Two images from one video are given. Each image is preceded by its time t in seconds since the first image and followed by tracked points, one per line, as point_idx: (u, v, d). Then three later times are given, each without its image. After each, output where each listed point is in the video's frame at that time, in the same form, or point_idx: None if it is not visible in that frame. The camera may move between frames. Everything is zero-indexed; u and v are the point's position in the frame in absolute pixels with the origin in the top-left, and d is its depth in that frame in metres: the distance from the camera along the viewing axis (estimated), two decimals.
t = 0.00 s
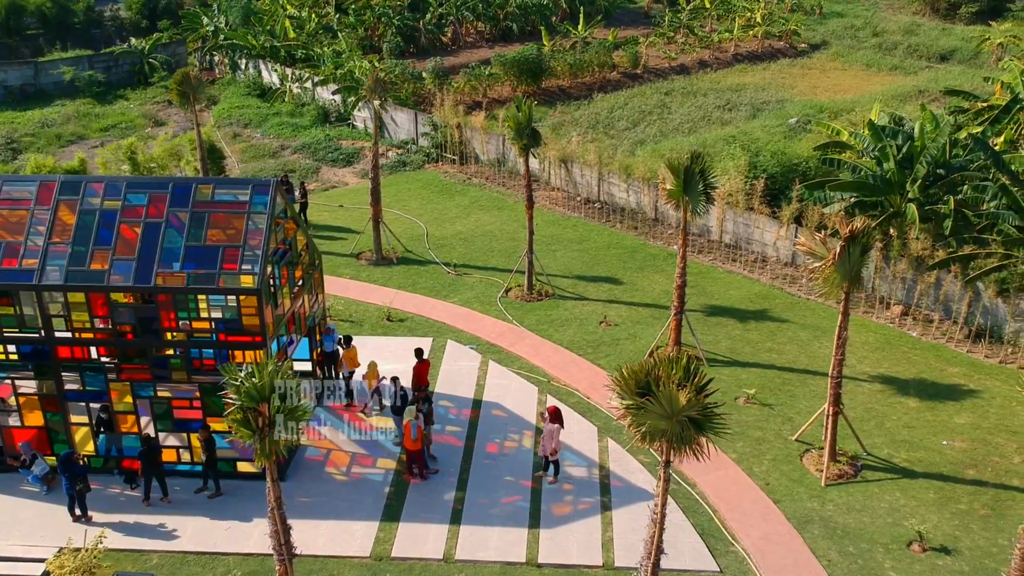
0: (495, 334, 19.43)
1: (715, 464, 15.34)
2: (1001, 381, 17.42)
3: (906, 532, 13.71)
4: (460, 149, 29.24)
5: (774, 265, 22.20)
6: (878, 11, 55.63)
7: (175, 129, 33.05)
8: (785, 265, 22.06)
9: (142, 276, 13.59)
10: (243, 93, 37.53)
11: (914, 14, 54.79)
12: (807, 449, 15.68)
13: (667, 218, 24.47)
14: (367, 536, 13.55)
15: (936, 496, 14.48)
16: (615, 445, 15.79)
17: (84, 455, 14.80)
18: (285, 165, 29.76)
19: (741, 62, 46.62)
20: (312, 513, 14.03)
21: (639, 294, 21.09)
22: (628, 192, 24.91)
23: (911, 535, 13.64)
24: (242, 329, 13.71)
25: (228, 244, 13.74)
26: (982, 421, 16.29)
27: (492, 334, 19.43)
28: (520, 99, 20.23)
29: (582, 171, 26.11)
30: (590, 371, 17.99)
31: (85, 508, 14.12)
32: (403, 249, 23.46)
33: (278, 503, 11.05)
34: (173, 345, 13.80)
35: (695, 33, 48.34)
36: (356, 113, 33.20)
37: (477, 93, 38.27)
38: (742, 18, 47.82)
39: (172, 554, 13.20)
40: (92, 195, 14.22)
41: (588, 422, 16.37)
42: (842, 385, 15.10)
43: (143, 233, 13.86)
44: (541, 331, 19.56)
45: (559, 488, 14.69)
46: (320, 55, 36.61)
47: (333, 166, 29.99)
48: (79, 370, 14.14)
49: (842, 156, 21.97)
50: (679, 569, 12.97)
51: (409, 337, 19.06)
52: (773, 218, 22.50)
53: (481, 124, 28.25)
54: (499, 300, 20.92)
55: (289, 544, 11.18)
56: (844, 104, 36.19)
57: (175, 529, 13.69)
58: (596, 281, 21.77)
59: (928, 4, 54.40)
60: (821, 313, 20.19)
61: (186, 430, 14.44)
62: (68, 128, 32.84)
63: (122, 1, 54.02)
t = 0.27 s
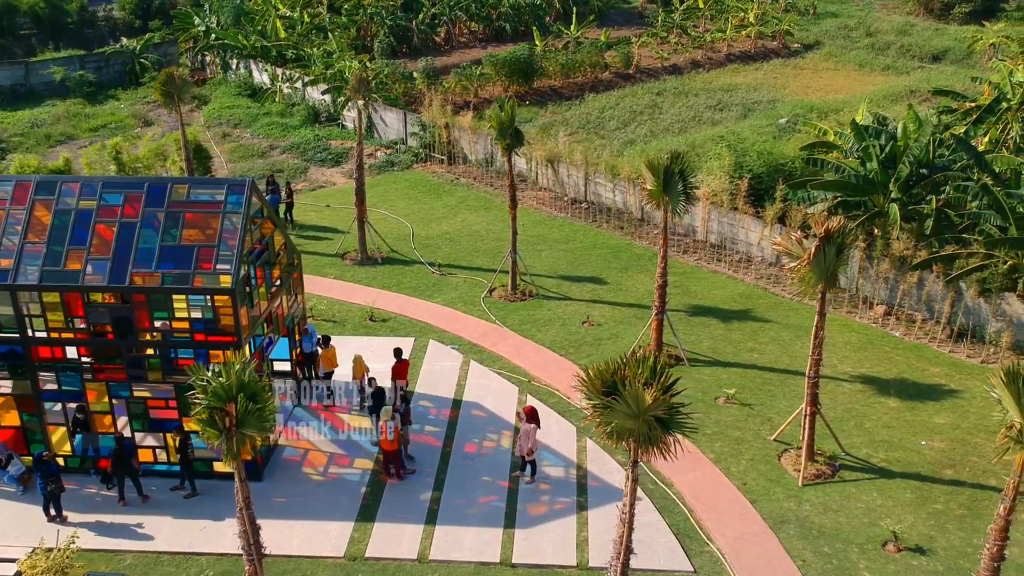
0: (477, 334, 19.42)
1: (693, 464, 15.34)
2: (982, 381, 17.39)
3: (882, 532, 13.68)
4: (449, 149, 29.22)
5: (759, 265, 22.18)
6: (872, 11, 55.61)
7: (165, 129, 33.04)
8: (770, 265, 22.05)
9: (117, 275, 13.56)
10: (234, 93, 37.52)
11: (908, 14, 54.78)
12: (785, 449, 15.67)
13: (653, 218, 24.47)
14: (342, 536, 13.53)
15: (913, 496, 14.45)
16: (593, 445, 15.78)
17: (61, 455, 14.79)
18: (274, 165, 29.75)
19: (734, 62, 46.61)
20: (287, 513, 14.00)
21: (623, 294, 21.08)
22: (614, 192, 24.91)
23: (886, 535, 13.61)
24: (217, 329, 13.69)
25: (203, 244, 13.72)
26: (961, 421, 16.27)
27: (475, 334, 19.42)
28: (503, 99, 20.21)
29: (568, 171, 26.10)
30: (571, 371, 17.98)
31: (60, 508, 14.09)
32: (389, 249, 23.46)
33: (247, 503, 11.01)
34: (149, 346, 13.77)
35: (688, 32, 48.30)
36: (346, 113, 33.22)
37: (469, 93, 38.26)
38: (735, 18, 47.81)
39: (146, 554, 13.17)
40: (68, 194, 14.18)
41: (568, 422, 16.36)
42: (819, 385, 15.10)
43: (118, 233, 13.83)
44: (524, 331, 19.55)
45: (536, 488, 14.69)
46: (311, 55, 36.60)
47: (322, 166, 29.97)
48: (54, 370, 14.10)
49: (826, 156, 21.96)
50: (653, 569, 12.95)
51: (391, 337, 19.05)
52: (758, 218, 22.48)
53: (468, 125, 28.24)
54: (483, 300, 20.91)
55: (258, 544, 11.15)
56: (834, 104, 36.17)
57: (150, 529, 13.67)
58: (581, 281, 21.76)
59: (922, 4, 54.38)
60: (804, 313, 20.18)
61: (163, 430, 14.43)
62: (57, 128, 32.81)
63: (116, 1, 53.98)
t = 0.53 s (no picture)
0: (463, 335, 19.42)
1: (675, 465, 15.32)
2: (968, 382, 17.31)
3: (861, 535, 13.62)
4: (441, 149, 29.24)
5: (748, 266, 22.16)
6: (871, 11, 55.49)
7: (159, 129, 33.11)
8: (759, 267, 22.03)
9: (96, 275, 13.57)
10: (230, 93, 37.59)
11: (908, 14, 54.65)
12: (767, 451, 15.65)
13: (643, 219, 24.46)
14: (320, 536, 13.53)
15: (894, 498, 14.39)
16: (575, 446, 15.77)
17: (42, 454, 14.83)
18: (267, 164, 29.78)
19: (732, 62, 46.54)
20: (266, 513, 14.00)
21: (611, 294, 21.07)
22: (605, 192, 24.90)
23: (865, 537, 13.55)
24: (196, 329, 13.69)
25: (182, 244, 13.74)
26: (945, 423, 16.21)
27: (461, 335, 19.41)
28: (491, 99, 20.21)
29: (560, 171, 26.09)
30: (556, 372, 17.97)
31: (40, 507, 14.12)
32: (379, 249, 23.48)
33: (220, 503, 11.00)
34: (128, 345, 13.77)
35: (686, 32, 48.22)
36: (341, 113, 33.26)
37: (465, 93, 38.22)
38: (733, 18, 47.73)
39: (124, 554, 13.18)
40: (49, 194, 14.23)
41: (550, 423, 16.35)
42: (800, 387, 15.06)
43: (98, 233, 13.85)
44: (510, 332, 19.54)
45: (516, 489, 14.67)
46: (306, 55, 36.65)
47: (315, 166, 30.01)
48: (34, 369, 14.13)
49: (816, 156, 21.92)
50: (629, 571, 12.93)
51: (377, 337, 19.06)
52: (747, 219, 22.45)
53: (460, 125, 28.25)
54: (470, 300, 20.90)
55: (231, 544, 11.15)
56: (830, 104, 36.09)
57: (129, 529, 13.68)
58: (570, 282, 21.75)
59: (922, 4, 54.24)
60: (792, 314, 20.14)
61: (143, 430, 14.45)
62: (52, 128, 32.89)
63: (115, 1, 54.09)
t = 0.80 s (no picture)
0: (453, 336, 19.41)
1: (659, 468, 15.28)
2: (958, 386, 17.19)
3: (843, 539, 13.53)
4: (438, 150, 29.24)
5: (741, 268, 22.10)
6: (877, 13, 55.26)
7: (159, 129, 33.25)
8: (752, 268, 21.96)
9: (79, 275, 13.60)
10: (231, 93, 37.71)
11: (914, 16, 54.38)
12: (753, 454, 15.58)
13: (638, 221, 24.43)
14: (301, 536, 13.54)
15: (878, 502, 14.31)
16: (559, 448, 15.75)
17: (27, 453, 14.90)
18: (264, 164, 29.86)
19: (735, 63, 46.42)
20: (248, 513, 14.03)
21: (602, 296, 21.04)
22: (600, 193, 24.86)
23: (847, 542, 13.47)
24: (178, 329, 13.72)
25: (165, 244, 13.77)
26: (933, 427, 16.10)
27: (451, 336, 19.41)
28: (482, 100, 20.20)
29: (555, 172, 26.08)
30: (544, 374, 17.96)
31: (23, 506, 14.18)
32: (372, 249, 23.50)
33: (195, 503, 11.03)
34: (111, 345, 13.81)
35: (689, 33, 48.09)
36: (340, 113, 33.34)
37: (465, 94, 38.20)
38: (736, 19, 47.59)
39: (105, 553, 13.22)
40: (34, 194, 14.27)
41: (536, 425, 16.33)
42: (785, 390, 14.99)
43: (81, 232, 13.88)
44: (500, 333, 19.53)
45: (499, 490, 14.67)
46: (306, 55, 36.73)
47: (312, 166, 30.08)
48: (18, 368, 14.17)
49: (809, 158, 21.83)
50: (608, 573, 12.90)
51: (366, 338, 19.08)
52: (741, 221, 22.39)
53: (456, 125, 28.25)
54: (462, 301, 20.90)
55: (206, 545, 11.17)
56: (831, 106, 35.95)
57: (110, 529, 13.72)
58: (562, 283, 21.73)
59: (927, 6, 54.00)
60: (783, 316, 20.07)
61: (126, 429, 14.49)
62: (52, 127, 33.05)
63: (121, 1, 54.33)
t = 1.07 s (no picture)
0: (459, 334, 19.46)
1: (660, 470, 15.21)
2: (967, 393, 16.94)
3: (842, 545, 13.38)
4: (453, 149, 29.31)
5: (752, 270, 21.95)
6: (904, 15, 54.63)
7: (179, 126, 33.64)
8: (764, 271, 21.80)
9: (83, 269, 13.79)
10: (252, 91, 38.06)
11: (941, 18, 53.68)
12: (755, 458, 15.46)
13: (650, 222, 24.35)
14: (298, 532, 13.65)
15: (880, 508, 14.14)
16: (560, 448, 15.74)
17: (33, 444, 15.15)
18: (281, 162, 30.10)
19: (757, 65, 46.08)
20: (247, 507, 14.16)
21: (611, 297, 20.99)
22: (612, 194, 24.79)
23: (846, 548, 13.31)
24: (180, 324, 13.87)
25: (168, 239, 13.92)
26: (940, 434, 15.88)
27: (457, 334, 19.46)
28: (493, 100, 20.24)
29: (568, 172, 26.06)
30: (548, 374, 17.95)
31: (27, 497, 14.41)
32: (383, 247, 23.62)
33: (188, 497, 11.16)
34: (114, 339, 14.01)
35: (712, 33, 47.78)
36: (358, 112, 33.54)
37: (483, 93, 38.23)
38: (759, 20, 47.23)
39: (105, 545, 13.40)
40: (42, 188, 14.50)
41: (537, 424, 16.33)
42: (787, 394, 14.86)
43: (86, 227, 14.07)
44: (507, 332, 19.54)
45: (498, 490, 14.68)
46: (326, 54, 36.97)
47: (328, 164, 30.28)
48: (24, 360, 14.41)
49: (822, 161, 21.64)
50: (603, 575, 12.85)
51: (373, 336, 19.17)
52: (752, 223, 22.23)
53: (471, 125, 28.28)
54: (470, 300, 20.94)
55: (198, 538, 11.29)
56: (852, 108, 35.58)
57: (111, 520, 13.91)
58: (571, 284, 21.70)
59: (955, 8, 53.27)
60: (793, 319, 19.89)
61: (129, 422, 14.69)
62: (75, 123, 33.54)
63: None
